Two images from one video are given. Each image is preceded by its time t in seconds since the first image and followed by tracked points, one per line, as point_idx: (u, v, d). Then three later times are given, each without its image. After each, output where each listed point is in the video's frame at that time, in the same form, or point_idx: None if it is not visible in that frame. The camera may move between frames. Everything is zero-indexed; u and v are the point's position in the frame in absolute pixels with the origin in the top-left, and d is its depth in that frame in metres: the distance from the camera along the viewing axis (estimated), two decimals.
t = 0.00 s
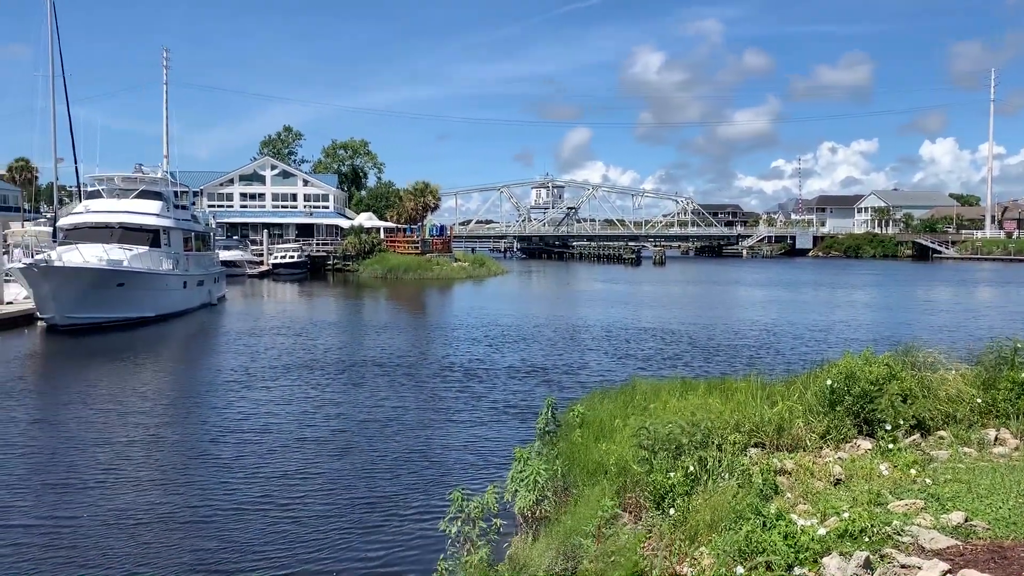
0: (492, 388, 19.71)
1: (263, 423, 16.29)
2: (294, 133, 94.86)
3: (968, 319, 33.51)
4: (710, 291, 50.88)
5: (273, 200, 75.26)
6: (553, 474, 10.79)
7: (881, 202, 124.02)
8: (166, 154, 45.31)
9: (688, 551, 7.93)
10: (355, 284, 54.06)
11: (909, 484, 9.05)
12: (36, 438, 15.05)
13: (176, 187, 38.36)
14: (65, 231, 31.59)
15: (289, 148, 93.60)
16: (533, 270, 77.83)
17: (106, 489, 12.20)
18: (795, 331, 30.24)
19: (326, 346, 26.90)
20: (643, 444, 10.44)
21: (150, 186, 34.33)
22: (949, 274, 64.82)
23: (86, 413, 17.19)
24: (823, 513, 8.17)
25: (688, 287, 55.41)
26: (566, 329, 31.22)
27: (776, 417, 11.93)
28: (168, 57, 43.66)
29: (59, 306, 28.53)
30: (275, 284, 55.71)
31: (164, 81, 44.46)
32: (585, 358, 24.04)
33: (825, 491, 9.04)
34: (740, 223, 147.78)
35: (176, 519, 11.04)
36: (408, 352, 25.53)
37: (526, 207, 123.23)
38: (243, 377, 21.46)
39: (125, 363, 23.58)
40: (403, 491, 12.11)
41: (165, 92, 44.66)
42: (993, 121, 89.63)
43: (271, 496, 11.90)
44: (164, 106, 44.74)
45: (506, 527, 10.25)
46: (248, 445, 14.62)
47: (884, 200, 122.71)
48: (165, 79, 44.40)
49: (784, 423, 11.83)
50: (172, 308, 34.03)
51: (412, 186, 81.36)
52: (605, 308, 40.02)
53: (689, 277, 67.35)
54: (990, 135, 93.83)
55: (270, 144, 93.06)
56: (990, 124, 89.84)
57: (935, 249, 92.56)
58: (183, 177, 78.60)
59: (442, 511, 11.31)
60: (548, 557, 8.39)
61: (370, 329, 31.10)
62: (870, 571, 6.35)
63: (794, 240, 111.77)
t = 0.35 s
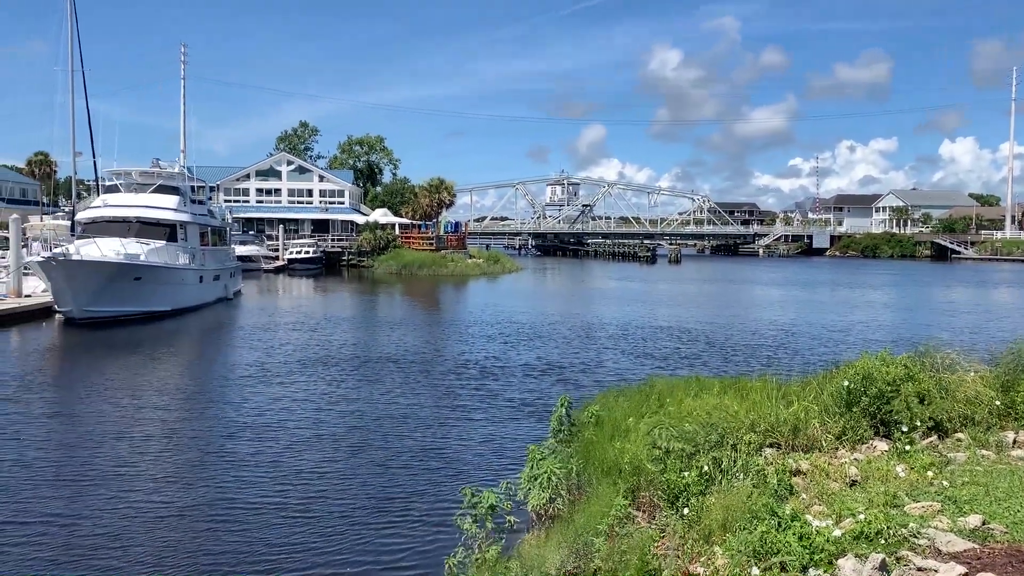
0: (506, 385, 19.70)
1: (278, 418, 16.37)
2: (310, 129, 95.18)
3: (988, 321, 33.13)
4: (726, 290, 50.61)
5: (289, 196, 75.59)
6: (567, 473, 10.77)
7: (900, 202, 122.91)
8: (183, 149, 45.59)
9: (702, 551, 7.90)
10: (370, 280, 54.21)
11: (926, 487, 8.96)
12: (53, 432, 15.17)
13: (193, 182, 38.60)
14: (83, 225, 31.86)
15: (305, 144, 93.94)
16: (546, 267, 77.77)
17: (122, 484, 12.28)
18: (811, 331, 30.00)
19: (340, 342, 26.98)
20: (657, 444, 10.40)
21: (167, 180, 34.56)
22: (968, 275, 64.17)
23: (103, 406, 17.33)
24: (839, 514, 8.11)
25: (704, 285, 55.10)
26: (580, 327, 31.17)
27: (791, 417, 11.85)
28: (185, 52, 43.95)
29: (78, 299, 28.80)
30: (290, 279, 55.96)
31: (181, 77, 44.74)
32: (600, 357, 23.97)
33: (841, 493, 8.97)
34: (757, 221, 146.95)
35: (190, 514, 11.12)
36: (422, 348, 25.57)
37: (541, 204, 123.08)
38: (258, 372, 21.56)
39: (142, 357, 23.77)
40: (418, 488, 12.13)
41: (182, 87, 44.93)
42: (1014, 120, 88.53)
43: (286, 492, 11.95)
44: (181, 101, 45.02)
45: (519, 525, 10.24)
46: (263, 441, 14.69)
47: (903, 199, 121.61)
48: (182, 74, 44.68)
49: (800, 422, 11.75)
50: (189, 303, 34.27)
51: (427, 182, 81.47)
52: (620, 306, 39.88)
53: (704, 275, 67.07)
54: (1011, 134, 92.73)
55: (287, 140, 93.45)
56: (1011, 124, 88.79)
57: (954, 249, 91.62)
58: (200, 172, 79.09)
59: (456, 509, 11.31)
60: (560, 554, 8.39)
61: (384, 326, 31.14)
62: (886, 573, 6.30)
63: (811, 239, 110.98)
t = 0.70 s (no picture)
0: (508, 381, 19.72)
1: (280, 413, 16.39)
2: (313, 123, 95.17)
3: (991, 318, 33.12)
4: (728, 286, 50.65)
5: (292, 190, 75.62)
6: (568, 468, 10.79)
7: (903, 199, 122.73)
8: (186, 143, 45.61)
9: (704, 546, 7.91)
10: (373, 274, 54.23)
11: (928, 483, 8.97)
12: (56, 425, 15.19)
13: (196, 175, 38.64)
14: (86, 218, 31.87)
15: (308, 138, 93.93)
16: (549, 263, 77.76)
17: (124, 478, 12.29)
18: (815, 327, 30.00)
19: (343, 337, 27.02)
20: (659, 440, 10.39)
21: (171, 174, 34.58)
22: (971, 272, 64.16)
23: (105, 400, 17.36)
24: (841, 510, 8.12)
25: (706, 281, 55.12)
26: (582, 322, 31.26)
27: (794, 413, 11.86)
28: (188, 47, 43.95)
29: (81, 293, 28.83)
30: (292, 273, 56.01)
31: (184, 70, 44.72)
32: (603, 352, 23.99)
33: (843, 489, 8.97)
34: (760, 217, 146.82)
35: (193, 509, 11.13)
36: (424, 343, 25.62)
37: (544, 199, 123.01)
38: (261, 366, 21.60)
39: (144, 350, 23.82)
40: (420, 484, 12.13)
41: (185, 81, 44.91)
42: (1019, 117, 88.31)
43: (288, 487, 11.96)
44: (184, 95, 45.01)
45: (520, 520, 10.28)
46: (265, 436, 14.71)
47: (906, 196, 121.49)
48: (185, 68, 44.64)
49: (802, 419, 11.75)
50: (191, 297, 34.30)
51: (430, 177, 81.47)
52: (622, 302, 39.95)
53: (707, 271, 67.04)
54: (1015, 131, 92.51)
55: (290, 134, 93.50)
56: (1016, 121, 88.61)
57: (957, 246, 91.48)
58: (203, 166, 79.11)
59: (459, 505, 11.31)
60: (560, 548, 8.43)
61: (387, 321, 31.17)
62: (888, 570, 6.29)
63: (814, 235, 110.91)
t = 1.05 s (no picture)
0: (500, 378, 19.68)
1: (271, 410, 16.31)
2: (305, 118, 94.82)
3: (980, 315, 33.35)
4: (718, 283, 50.80)
5: (283, 186, 75.35)
6: (559, 465, 10.78)
7: (893, 196, 123.33)
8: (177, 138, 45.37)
9: (693, 543, 7.93)
10: (364, 270, 54.13)
11: (917, 480, 9.01)
12: (43, 423, 15.04)
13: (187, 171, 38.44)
14: (76, 213, 31.66)
15: (299, 133, 93.59)
16: (541, 259, 77.71)
17: (112, 477, 12.18)
18: (806, 324, 30.10)
19: (335, 333, 26.95)
20: (650, 437, 10.39)
21: (161, 169, 34.39)
22: (960, 270, 64.53)
23: (93, 397, 17.26)
24: (830, 506, 8.16)
25: (698, 278, 55.27)
26: (574, 319, 31.28)
27: (784, 410, 11.89)
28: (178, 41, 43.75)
29: (70, 288, 28.64)
30: (283, 269, 55.85)
31: (175, 65, 44.48)
32: (596, 349, 24.01)
33: (832, 485, 9.00)
34: (751, 214, 147.25)
35: (184, 507, 11.07)
36: (416, 340, 25.57)
37: (536, 195, 123.02)
38: (251, 363, 21.51)
39: (134, 346, 23.71)
40: (412, 482, 12.09)
41: (175, 75, 44.66)
42: (1009, 115, 88.80)
43: (279, 486, 11.90)
44: (175, 90, 44.78)
45: (511, 517, 10.27)
46: (256, 433, 14.64)
47: (897, 193, 122.06)
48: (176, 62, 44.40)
49: (793, 415, 11.79)
50: (181, 292, 34.15)
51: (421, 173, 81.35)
52: (614, 299, 39.99)
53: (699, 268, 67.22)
54: (1005, 129, 92.96)
55: (281, 129, 93.13)
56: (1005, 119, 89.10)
57: (947, 243, 91.97)
58: (194, 161, 78.69)
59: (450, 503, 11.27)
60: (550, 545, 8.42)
61: (378, 317, 31.08)
62: (877, 566, 6.32)
63: (805, 232, 111.29)
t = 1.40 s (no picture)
0: (491, 381, 19.67)
1: (261, 415, 16.22)
2: (295, 120, 94.62)
3: (967, 319, 33.61)
4: (708, 286, 51.01)
5: (273, 188, 75.14)
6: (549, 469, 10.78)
7: (881, 200, 124.15)
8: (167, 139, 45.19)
9: (683, 547, 7.94)
10: (355, 273, 54.01)
11: (906, 483, 9.05)
12: (31, 428, 14.88)
13: (176, 173, 38.28)
14: (64, 214, 31.45)
15: (289, 135, 93.41)
16: (531, 262, 77.74)
17: (101, 482, 12.06)
18: (797, 328, 30.15)
19: (325, 336, 26.87)
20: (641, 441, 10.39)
21: (151, 171, 34.24)
22: (947, 274, 65.02)
23: (81, 400, 17.14)
24: (820, 510, 8.18)
25: (688, 282, 55.33)
26: (564, 322, 31.33)
27: (774, 414, 11.92)
28: (169, 43, 43.62)
29: (58, 290, 28.46)
30: (273, 272, 55.67)
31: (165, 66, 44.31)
32: (587, 352, 24.04)
33: (822, 489, 9.03)
34: (741, 218, 147.89)
35: (174, 513, 11.00)
36: (406, 343, 25.53)
37: (527, 198, 123.16)
38: (241, 366, 21.41)
39: (122, 348, 23.58)
40: (404, 487, 12.04)
41: (166, 76, 44.48)
42: (996, 121, 89.57)
43: (270, 491, 11.83)
44: (165, 91, 44.61)
45: (501, 521, 10.25)
46: (245, 437, 14.56)
47: (885, 198, 122.88)
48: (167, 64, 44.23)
49: (783, 419, 11.82)
50: (170, 294, 33.98)
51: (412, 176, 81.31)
52: (605, 301, 40.10)
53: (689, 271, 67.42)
54: (992, 135, 93.70)
55: (271, 131, 92.91)
56: (992, 125, 89.89)
57: (935, 248, 92.60)
58: (183, 162, 78.31)
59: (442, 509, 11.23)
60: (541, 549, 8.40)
61: (369, 320, 31.01)
62: (866, 570, 6.34)
63: (794, 236, 111.89)
